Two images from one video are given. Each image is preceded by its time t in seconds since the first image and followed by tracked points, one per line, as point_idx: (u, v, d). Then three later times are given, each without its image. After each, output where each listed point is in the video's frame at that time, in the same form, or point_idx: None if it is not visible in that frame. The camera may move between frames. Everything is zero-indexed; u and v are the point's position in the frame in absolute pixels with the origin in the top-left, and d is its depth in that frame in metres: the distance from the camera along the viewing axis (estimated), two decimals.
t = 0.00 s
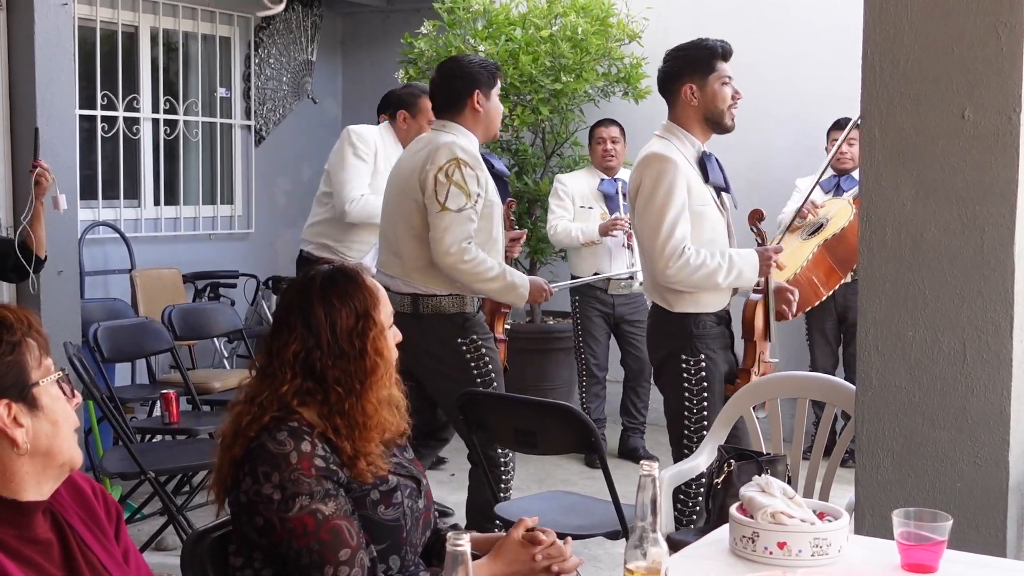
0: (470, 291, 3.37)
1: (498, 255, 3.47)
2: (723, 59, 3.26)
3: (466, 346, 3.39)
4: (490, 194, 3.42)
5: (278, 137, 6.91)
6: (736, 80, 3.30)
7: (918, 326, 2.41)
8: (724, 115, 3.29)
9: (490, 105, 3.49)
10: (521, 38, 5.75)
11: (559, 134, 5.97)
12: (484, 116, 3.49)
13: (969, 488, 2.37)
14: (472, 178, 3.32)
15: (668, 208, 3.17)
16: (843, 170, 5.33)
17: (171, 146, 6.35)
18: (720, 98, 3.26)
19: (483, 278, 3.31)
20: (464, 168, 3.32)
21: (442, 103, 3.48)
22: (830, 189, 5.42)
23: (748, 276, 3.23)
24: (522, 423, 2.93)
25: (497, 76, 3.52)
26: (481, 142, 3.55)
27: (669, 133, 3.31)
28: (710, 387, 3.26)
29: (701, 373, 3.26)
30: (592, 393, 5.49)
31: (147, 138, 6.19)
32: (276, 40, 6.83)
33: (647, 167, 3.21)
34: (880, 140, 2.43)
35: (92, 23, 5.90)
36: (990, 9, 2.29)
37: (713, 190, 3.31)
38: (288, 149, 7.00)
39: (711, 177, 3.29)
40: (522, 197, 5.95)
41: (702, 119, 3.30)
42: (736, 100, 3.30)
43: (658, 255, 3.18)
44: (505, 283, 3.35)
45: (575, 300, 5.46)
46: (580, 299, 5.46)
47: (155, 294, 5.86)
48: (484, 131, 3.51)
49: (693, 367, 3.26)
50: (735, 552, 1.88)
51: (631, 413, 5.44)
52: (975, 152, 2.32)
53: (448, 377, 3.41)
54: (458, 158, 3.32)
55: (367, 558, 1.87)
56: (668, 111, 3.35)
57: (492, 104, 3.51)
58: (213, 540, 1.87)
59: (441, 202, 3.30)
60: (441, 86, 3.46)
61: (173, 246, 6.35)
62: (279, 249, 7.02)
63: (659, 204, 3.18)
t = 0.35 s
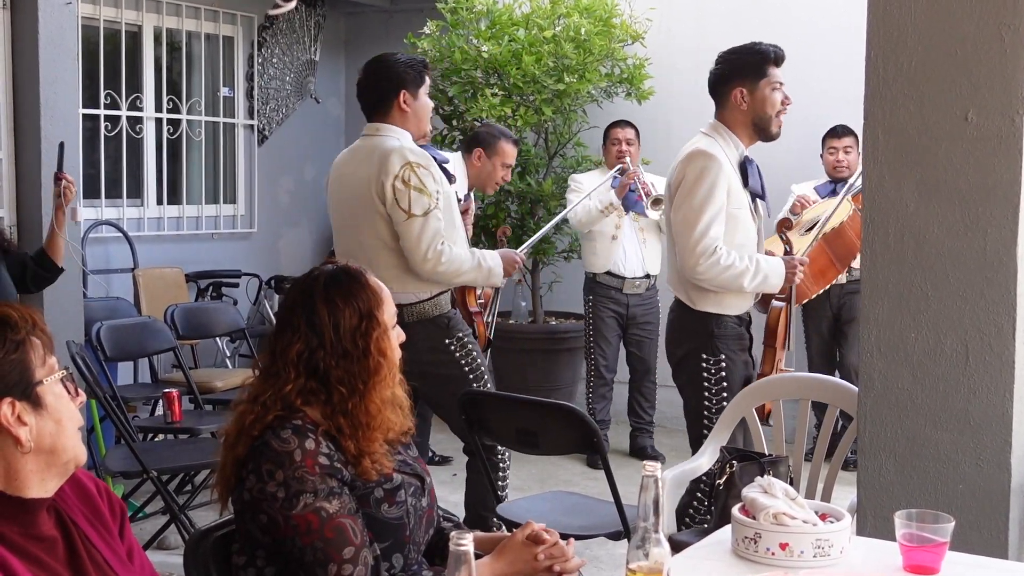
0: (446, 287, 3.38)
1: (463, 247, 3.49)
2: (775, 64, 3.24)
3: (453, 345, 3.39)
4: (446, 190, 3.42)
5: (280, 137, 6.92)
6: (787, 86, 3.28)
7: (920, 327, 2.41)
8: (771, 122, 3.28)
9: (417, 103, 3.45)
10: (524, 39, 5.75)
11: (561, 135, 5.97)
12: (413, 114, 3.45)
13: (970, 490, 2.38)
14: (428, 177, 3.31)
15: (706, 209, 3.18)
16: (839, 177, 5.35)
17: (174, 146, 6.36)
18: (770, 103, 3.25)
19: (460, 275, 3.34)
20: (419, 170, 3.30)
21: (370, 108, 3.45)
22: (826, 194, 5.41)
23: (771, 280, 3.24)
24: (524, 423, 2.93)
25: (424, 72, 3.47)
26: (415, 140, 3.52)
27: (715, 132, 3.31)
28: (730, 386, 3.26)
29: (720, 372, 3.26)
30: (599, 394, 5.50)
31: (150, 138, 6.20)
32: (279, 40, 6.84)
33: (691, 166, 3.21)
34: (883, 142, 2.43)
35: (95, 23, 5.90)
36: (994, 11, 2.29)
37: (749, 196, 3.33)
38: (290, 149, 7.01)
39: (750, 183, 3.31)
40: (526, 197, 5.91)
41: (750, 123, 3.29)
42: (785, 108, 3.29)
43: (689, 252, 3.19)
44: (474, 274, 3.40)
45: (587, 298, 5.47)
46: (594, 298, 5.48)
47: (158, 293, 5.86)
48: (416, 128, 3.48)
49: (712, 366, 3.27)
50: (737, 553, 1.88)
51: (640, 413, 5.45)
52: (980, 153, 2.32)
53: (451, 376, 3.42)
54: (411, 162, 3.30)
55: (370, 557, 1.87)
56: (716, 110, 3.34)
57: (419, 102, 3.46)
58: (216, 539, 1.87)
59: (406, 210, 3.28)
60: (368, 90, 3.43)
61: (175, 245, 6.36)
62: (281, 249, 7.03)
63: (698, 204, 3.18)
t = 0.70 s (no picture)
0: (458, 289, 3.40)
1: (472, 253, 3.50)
2: (782, 71, 3.26)
3: (459, 346, 3.39)
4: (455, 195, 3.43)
5: (283, 138, 6.93)
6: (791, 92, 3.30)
7: (923, 330, 2.41)
8: (778, 126, 3.29)
9: (430, 113, 3.48)
10: (527, 41, 5.74)
11: (564, 136, 5.97)
12: (423, 124, 3.49)
13: (972, 492, 2.38)
14: (438, 179, 3.32)
15: (710, 210, 3.18)
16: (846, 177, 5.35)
17: (177, 146, 6.37)
18: (776, 108, 3.26)
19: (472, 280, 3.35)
20: (429, 171, 3.31)
21: (383, 110, 3.48)
22: (832, 197, 5.41)
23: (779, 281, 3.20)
24: (526, 424, 2.94)
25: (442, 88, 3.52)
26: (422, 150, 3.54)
27: (721, 136, 3.32)
28: (740, 385, 3.26)
29: (729, 372, 3.26)
30: (607, 396, 5.52)
31: (153, 138, 6.21)
32: (282, 41, 6.84)
33: (696, 168, 3.22)
34: (887, 145, 2.44)
35: (99, 23, 5.92)
36: (997, 14, 2.29)
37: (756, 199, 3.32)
38: (293, 150, 7.02)
39: (756, 186, 3.29)
40: (528, 199, 5.93)
41: (756, 128, 3.30)
42: (790, 113, 3.30)
43: (692, 254, 3.20)
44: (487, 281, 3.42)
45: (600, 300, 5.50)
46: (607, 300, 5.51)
47: (160, 294, 5.87)
48: (424, 138, 3.50)
49: (721, 367, 3.27)
50: (739, 555, 1.89)
51: (643, 414, 5.46)
52: (983, 157, 2.32)
53: (453, 377, 3.42)
54: (420, 163, 3.31)
55: (374, 557, 1.88)
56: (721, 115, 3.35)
57: (431, 114, 3.50)
58: (220, 539, 1.88)
59: (417, 210, 3.29)
60: (385, 92, 3.46)
61: (178, 245, 6.37)
62: (283, 249, 7.03)
63: (702, 205, 3.19)
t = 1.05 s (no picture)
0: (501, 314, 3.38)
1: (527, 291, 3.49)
2: (744, 61, 3.27)
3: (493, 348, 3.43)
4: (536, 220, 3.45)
5: (285, 139, 6.93)
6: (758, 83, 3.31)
7: (924, 332, 2.41)
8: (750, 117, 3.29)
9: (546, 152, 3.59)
10: (528, 42, 5.74)
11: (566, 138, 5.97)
12: (537, 159, 3.59)
13: (973, 494, 2.38)
14: (526, 197, 3.34)
15: (687, 205, 3.21)
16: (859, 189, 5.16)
17: (178, 148, 6.38)
18: (745, 100, 3.28)
19: (515, 304, 3.32)
20: (521, 185, 3.33)
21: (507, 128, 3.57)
22: (845, 211, 5.20)
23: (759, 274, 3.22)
24: (528, 426, 2.94)
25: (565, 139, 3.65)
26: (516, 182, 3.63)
27: (695, 135, 3.33)
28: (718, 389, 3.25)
29: (709, 374, 3.25)
30: (612, 398, 5.52)
31: (155, 139, 6.22)
32: (284, 43, 6.85)
33: (670, 167, 3.25)
34: (887, 147, 2.44)
35: (100, 25, 5.93)
36: (997, 16, 2.30)
37: (735, 194, 3.32)
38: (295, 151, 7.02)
39: (734, 181, 3.29)
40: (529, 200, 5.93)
41: (728, 122, 3.31)
42: (760, 102, 3.31)
43: (673, 252, 3.22)
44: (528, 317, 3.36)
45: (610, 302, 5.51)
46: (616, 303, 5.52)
47: (162, 295, 5.88)
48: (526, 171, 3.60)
49: (702, 368, 3.26)
50: (741, 557, 1.89)
51: (646, 415, 5.46)
52: (984, 159, 2.32)
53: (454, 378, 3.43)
54: (517, 174, 3.33)
55: (375, 558, 1.88)
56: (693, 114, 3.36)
57: (547, 154, 3.61)
58: (221, 540, 1.88)
59: (496, 210, 3.30)
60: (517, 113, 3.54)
61: (179, 247, 6.38)
62: (285, 251, 7.03)
63: (678, 201, 3.22)
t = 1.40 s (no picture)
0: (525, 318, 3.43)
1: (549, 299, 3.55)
2: (733, 65, 3.29)
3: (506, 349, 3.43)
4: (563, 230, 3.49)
5: (286, 141, 6.93)
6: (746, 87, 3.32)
7: (923, 333, 2.41)
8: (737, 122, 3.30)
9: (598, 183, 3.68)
10: (529, 43, 5.74)
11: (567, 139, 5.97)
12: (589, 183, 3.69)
13: (972, 495, 2.38)
14: (564, 209, 3.39)
15: (677, 212, 3.20)
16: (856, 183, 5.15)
17: (179, 149, 6.38)
18: (734, 104, 3.28)
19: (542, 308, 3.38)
20: (561, 197, 3.37)
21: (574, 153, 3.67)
22: (843, 204, 5.19)
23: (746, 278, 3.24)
24: (528, 426, 2.94)
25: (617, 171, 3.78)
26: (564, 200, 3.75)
27: (682, 138, 3.32)
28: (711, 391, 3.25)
29: (701, 377, 3.25)
30: (614, 399, 5.52)
31: (155, 140, 6.23)
32: (284, 44, 6.85)
33: (659, 173, 3.23)
34: (887, 148, 2.44)
35: (101, 26, 5.95)
36: (997, 18, 2.30)
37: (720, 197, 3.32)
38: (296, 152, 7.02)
39: (719, 185, 3.29)
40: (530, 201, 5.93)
41: (717, 126, 3.31)
42: (747, 106, 3.32)
43: (663, 258, 3.21)
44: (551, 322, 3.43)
45: (615, 304, 5.50)
46: (622, 304, 5.51)
47: (163, 296, 5.89)
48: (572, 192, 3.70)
49: (693, 372, 3.26)
50: (740, 557, 1.89)
51: (647, 417, 5.46)
52: (983, 160, 2.33)
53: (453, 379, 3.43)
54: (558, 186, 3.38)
55: (375, 558, 1.88)
56: (679, 115, 3.36)
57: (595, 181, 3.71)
58: (221, 539, 1.88)
59: (533, 216, 3.34)
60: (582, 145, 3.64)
61: (180, 247, 6.38)
62: (286, 252, 7.04)
63: (667, 209, 3.21)
